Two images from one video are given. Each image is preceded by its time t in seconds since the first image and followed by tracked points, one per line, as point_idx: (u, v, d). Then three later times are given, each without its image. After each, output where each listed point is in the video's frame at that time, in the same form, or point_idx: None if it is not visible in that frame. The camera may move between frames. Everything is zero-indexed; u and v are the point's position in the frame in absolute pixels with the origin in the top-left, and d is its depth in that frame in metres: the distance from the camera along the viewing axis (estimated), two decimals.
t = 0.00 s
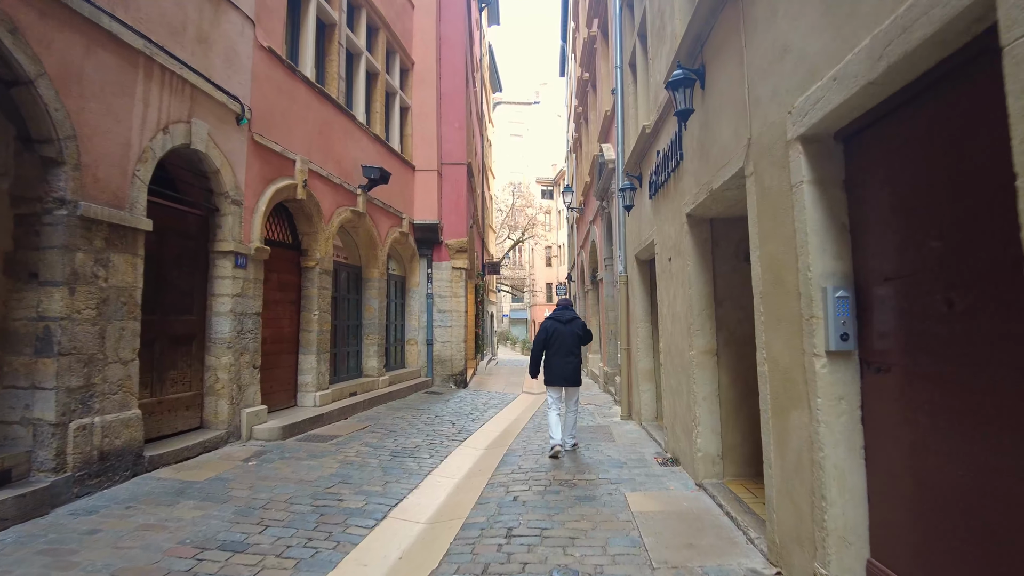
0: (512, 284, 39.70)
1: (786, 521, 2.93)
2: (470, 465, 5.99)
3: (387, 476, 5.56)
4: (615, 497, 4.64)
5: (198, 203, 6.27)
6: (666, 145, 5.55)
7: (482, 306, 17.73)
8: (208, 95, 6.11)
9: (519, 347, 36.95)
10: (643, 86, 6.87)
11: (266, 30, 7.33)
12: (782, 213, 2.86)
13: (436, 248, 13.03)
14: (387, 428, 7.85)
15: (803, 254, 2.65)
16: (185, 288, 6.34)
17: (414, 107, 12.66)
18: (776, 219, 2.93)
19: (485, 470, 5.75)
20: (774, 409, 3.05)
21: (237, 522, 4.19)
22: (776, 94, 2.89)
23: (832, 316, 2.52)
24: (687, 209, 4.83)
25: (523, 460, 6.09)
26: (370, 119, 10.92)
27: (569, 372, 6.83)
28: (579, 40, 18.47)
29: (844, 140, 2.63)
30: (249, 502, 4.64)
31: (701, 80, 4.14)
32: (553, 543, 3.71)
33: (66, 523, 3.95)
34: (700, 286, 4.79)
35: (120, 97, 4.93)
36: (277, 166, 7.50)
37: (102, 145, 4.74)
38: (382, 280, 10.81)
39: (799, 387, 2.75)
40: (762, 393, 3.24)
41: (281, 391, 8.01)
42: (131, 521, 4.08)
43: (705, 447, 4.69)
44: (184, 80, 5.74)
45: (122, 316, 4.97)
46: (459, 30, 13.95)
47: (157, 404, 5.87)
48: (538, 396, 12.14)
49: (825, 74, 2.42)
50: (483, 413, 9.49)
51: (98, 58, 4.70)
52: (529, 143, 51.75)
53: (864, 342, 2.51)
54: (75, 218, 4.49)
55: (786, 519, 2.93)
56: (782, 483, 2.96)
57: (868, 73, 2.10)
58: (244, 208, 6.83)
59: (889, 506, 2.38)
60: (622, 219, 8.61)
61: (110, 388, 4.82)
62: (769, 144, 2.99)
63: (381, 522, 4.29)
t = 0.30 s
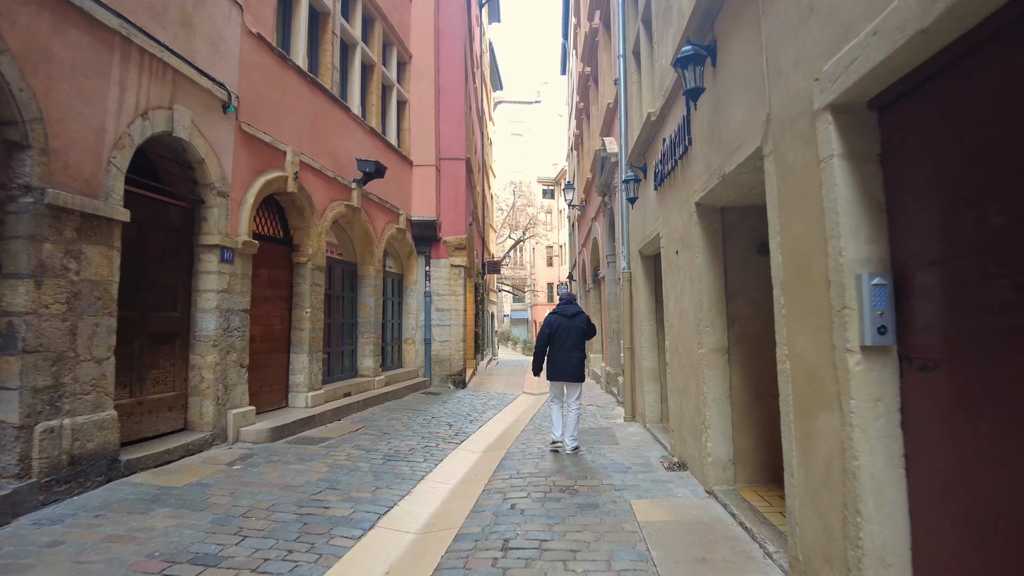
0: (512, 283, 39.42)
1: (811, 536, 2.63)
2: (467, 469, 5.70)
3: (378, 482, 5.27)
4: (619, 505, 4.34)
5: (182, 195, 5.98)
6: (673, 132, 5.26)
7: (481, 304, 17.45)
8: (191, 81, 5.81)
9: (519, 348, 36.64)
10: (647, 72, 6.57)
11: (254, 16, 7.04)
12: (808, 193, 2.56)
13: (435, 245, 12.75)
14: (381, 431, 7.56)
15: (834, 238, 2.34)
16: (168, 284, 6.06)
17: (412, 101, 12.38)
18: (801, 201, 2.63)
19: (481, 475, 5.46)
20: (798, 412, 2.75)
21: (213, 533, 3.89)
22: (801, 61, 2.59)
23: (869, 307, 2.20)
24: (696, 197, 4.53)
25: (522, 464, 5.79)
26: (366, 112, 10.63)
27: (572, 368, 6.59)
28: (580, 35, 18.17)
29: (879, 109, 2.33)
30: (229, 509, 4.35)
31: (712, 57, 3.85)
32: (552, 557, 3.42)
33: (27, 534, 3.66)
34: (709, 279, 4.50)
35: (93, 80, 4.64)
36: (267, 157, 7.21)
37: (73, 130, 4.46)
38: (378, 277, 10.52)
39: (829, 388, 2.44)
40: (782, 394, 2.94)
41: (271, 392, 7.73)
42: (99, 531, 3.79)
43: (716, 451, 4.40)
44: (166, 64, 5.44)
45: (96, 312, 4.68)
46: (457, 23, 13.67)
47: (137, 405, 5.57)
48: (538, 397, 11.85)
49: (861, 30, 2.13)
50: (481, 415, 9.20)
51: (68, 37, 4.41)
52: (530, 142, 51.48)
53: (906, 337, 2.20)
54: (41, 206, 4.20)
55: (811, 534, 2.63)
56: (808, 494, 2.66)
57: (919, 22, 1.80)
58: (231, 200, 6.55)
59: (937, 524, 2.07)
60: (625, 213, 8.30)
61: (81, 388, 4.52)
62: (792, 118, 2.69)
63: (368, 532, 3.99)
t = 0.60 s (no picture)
0: (512, 283, 39.16)
1: (832, 568, 2.37)
2: (460, 480, 5.45)
3: (366, 493, 5.02)
4: (619, 521, 4.08)
5: (163, 192, 5.72)
6: (677, 125, 5.00)
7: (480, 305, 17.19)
8: (172, 72, 5.54)
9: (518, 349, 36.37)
10: (649, 66, 6.32)
11: (242, 7, 6.78)
12: (831, 187, 2.30)
13: (432, 244, 12.50)
14: (373, 437, 7.31)
15: (862, 236, 2.07)
16: (150, 285, 5.81)
17: (408, 98, 12.12)
18: (822, 195, 2.37)
19: (475, 485, 5.21)
20: (817, 429, 2.48)
21: (184, 551, 3.63)
22: (822, 40, 2.33)
23: (901, 315, 1.92)
24: (702, 194, 4.28)
25: (517, 474, 5.52)
26: (361, 108, 10.38)
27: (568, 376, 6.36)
28: (581, 32, 17.92)
29: (913, 92, 2.08)
30: (205, 525, 4.09)
31: (721, 43, 3.59)
32: None
33: None
34: (716, 281, 4.24)
35: (62, 69, 4.39)
36: (254, 153, 6.96)
37: (40, 122, 4.21)
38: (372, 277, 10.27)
39: (853, 405, 2.17)
40: (798, 408, 2.68)
41: (260, 396, 7.49)
42: (62, 550, 3.53)
43: (722, 464, 4.15)
44: (145, 54, 5.18)
45: (66, 315, 4.42)
46: (455, 19, 13.42)
47: (114, 412, 5.31)
48: (537, 400, 11.59)
49: None
50: (477, 419, 8.95)
51: (35, 23, 4.16)
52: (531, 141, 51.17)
53: (945, 350, 1.92)
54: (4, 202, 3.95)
55: (833, 565, 2.36)
56: (829, 520, 2.39)
57: None
58: (216, 198, 6.29)
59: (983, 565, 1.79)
60: (627, 212, 8.05)
61: (49, 396, 4.26)
62: (811, 104, 2.44)
63: (351, 552, 3.73)
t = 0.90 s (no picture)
0: (511, 283, 38.88)
1: None
2: (447, 484, 5.18)
3: (347, 498, 4.74)
4: (613, 528, 3.80)
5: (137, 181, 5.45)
6: (674, 108, 4.73)
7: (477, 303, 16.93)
8: (146, 56, 5.26)
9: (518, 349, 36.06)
10: (646, 50, 6.04)
11: None
12: (849, 155, 2.02)
13: (425, 241, 12.23)
14: (360, 438, 7.04)
15: (885, 208, 1.79)
16: (122, 279, 5.53)
17: (401, 91, 11.86)
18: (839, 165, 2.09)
19: (462, 490, 4.94)
20: (830, 427, 2.21)
21: (142, 563, 3.36)
22: None
23: (933, 296, 1.64)
24: (702, 179, 4.00)
25: (508, 477, 5.25)
26: (351, 100, 10.12)
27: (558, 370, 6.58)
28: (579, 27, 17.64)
29: (944, 41, 1.79)
30: (169, 533, 3.82)
31: (721, 11, 3.32)
32: None
33: None
34: (716, 272, 3.97)
35: (20, 48, 4.13)
36: (236, 143, 6.68)
37: None
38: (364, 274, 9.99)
39: (875, 402, 1.89)
40: (808, 405, 2.40)
41: (244, 396, 7.24)
42: (7, 561, 3.26)
43: (723, 467, 3.88)
44: (114, 35, 4.89)
45: (24, 308, 4.16)
46: (450, 11, 13.16)
47: (82, 412, 5.03)
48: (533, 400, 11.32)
49: None
50: (470, 419, 8.67)
51: None
52: (530, 140, 50.93)
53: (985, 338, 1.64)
54: None
55: None
56: (846, 534, 2.11)
57: None
58: (194, 188, 6.01)
59: None
60: (624, 205, 7.77)
61: (4, 396, 3.99)
62: (824, 63, 2.16)
63: (323, 562, 3.45)
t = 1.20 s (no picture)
0: (510, 285, 38.48)
1: None
2: (433, 500, 4.88)
3: (325, 517, 4.45)
4: (606, 554, 3.50)
5: (107, 179, 5.15)
6: (673, 100, 4.44)
7: (474, 305, 16.64)
8: (115, 47, 4.97)
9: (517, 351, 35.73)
10: (643, 41, 5.75)
11: None
12: (877, 142, 1.72)
13: (420, 242, 11.94)
14: (346, 448, 6.76)
15: (923, 204, 1.50)
16: (91, 282, 5.23)
17: (394, 88, 11.58)
18: (865, 154, 1.79)
19: (448, 507, 4.64)
20: (852, 459, 1.91)
21: None
22: None
23: (984, 311, 1.35)
24: (703, 175, 3.71)
25: (497, 493, 4.94)
26: (342, 98, 9.84)
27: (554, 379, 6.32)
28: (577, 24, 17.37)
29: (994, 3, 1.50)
30: (126, 558, 3.53)
31: None
32: None
33: None
34: (718, 275, 3.68)
35: None
36: (215, 140, 6.38)
37: None
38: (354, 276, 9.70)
39: (908, 436, 1.59)
40: (823, 430, 2.10)
41: (225, 403, 6.95)
42: None
43: (726, 487, 3.58)
44: (75, 24, 4.59)
45: None
46: (444, 7, 12.88)
47: (45, 424, 4.74)
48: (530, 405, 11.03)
49: None
50: (462, 427, 8.38)
51: None
52: (530, 140, 50.66)
53: None
54: None
55: None
56: None
57: None
58: (169, 187, 5.72)
59: None
60: (621, 205, 7.49)
61: None
62: (845, 37, 1.87)
63: None
